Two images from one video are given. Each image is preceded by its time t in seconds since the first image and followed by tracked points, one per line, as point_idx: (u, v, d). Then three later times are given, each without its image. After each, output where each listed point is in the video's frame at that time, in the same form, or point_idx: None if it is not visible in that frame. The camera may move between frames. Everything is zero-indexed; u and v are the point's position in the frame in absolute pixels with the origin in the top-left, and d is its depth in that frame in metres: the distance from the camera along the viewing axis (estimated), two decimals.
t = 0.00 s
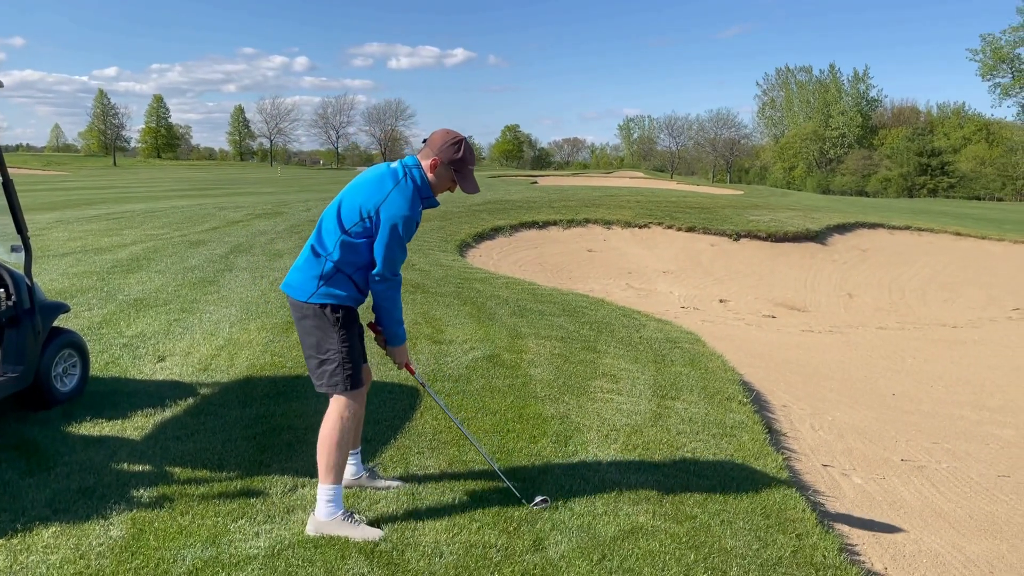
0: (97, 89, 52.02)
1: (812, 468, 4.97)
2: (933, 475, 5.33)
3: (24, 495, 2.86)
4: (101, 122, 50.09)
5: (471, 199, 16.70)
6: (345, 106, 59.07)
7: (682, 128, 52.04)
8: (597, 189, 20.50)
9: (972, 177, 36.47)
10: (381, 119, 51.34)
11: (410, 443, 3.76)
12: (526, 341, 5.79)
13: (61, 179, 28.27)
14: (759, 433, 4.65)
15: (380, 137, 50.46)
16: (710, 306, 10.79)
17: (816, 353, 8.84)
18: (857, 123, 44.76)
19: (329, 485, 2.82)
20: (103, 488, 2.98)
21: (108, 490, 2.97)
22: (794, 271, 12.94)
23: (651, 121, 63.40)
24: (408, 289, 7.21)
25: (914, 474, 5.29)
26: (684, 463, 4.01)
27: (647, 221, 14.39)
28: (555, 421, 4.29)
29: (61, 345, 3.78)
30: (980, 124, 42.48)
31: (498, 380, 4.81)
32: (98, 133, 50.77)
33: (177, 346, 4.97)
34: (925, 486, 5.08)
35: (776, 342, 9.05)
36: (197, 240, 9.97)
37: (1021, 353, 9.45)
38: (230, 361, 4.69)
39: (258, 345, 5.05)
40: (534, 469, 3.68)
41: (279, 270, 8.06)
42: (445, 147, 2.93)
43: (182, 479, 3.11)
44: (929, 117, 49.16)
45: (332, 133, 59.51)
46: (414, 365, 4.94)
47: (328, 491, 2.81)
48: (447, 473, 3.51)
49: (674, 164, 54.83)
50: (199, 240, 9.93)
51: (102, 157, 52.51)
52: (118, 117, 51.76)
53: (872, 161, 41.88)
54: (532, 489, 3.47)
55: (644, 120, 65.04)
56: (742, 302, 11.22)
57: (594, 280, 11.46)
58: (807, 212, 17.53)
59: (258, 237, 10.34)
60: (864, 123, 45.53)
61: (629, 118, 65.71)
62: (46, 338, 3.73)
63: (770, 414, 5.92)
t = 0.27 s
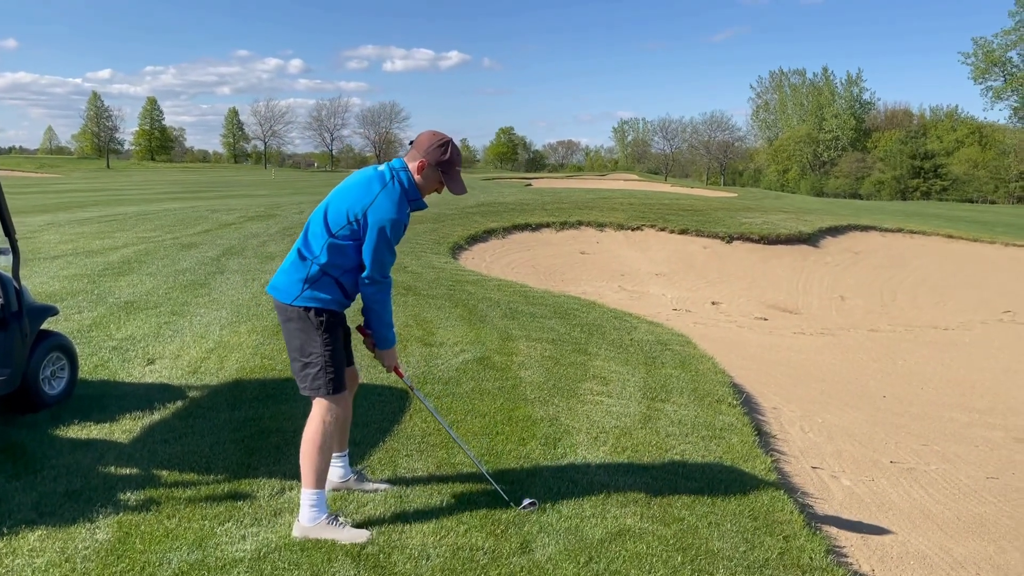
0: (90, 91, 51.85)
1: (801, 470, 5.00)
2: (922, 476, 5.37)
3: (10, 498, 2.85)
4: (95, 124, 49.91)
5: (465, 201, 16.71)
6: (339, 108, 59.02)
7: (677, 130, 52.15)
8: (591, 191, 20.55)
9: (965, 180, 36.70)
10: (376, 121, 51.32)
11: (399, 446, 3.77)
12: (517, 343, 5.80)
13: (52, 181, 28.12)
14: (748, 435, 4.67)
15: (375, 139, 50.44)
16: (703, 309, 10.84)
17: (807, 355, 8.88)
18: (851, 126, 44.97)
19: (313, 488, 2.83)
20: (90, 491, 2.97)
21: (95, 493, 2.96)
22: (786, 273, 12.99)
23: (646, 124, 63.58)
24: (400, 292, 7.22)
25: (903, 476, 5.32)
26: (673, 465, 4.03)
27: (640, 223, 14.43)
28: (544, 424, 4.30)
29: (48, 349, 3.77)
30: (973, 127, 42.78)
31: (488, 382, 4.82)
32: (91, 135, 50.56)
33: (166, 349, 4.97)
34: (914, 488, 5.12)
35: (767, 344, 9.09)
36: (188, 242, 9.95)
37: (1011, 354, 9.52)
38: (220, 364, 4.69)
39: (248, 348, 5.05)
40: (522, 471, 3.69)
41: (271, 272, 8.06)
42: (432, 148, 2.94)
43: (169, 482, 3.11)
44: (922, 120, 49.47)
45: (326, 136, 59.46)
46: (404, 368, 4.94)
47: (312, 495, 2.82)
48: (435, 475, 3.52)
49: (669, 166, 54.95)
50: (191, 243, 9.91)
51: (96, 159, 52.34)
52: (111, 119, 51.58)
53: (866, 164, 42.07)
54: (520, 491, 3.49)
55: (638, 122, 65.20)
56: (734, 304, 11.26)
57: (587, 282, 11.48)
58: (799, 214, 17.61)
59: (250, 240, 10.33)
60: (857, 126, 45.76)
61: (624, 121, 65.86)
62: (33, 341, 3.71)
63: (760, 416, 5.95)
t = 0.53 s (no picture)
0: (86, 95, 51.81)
1: (792, 473, 5.01)
2: (913, 479, 5.38)
3: None
4: (91, 128, 49.81)
5: (460, 205, 16.73)
6: (336, 111, 59.04)
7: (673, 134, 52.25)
8: (586, 194, 20.58)
9: (960, 183, 36.84)
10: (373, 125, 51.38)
11: (389, 449, 3.78)
12: (509, 346, 5.81)
13: (46, 184, 28.07)
14: (739, 438, 4.69)
15: (371, 142, 50.46)
16: (696, 312, 10.86)
17: (801, 358, 8.90)
18: (846, 129, 45.14)
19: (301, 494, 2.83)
20: (78, 496, 2.97)
21: (83, 497, 2.96)
22: (781, 276, 13.03)
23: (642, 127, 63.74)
24: (393, 295, 7.22)
25: (895, 478, 5.34)
26: (664, 468, 4.04)
27: (634, 227, 14.46)
28: (535, 427, 4.31)
29: (38, 353, 3.77)
30: (967, 131, 42.97)
31: (480, 386, 4.83)
32: (87, 138, 50.50)
33: (158, 352, 4.97)
34: (905, 490, 5.13)
35: (761, 347, 9.11)
36: (182, 246, 9.95)
37: (1004, 357, 9.56)
38: (211, 368, 4.69)
39: (240, 352, 5.05)
40: (512, 475, 3.70)
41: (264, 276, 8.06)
42: (418, 147, 2.93)
43: (158, 486, 3.11)
44: (917, 123, 49.67)
45: (322, 139, 59.44)
46: (396, 371, 4.95)
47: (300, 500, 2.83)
48: (425, 479, 3.53)
49: (665, 169, 55.06)
50: (185, 247, 9.91)
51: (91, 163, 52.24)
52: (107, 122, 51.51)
53: (861, 167, 42.20)
54: (510, 495, 3.49)
55: (634, 126, 65.33)
56: (728, 307, 11.29)
57: (581, 285, 11.50)
58: (794, 217, 17.66)
59: (244, 244, 10.33)
60: (852, 129, 45.93)
61: (620, 124, 66.00)
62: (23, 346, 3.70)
63: (751, 419, 5.97)
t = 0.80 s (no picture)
0: (84, 99, 51.82)
1: (787, 474, 5.02)
2: (909, 481, 5.39)
3: None
4: (88, 132, 49.81)
5: (457, 208, 16.74)
6: (334, 115, 59.06)
7: (670, 137, 52.32)
8: (583, 197, 20.60)
9: (958, 185, 36.93)
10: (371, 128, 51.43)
11: (383, 451, 3.78)
12: (505, 348, 5.82)
13: (42, 188, 28.05)
14: (734, 440, 4.69)
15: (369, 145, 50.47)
16: (693, 314, 10.87)
17: (797, 360, 8.91)
18: (844, 132, 45.22)
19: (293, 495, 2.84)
20: (70, 498, 2.98)
21: (76, 499, 2.97)
22: (778, 278, 13.05)
23: (640, 131, 63.85)
24: (388, 298, 7.23)
25: (891, 480, 5.34)
26: (657, 469, 4.05)
27: (631, 229, 14.48)
28: (529, 429, 4.31)
29: (31, 356, 3.77)
30: (965, 133, 43.09)
31: (475, 387, 4.83)
32: (85, 142, 50.50)
33: (152, 355, 4.97)
34: (901, 492, 5.14)
35: (757, 349, 9.12)
36: (179, 249, 9.95)
37: (1000, 359, 9.58)
38: (206, 370, 4.69)
39: (234, 354, 5.06)
40: (505, 476, 3.70)
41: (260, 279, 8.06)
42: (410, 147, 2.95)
43: (151, 488, 3.11)
44: (915, 126, 49.80)
45: (320, 142, 59.47)
46: (391, 373, 4.96)
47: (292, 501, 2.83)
48: (419, 481, 3.53)
49: (662, 172, 55.13)
50: (181, 250, 9.91)
51: (89, 167, 52.25)
52: (105, 126, 51.51)
53: (859, 169, 42.27)
54: (504, 497, 3.50)
55: (632, 129, 65.43)
56: (724, 310, 11.30)
57: (578, 288, 11.51)
58: (791, 220, 17.69)
59: (241, 247, 10.33)
60: (850, 132, 46.03)
61: (618, 127, 66.10)
62: (16, 348, 3.71)
63: (747, 421, 5.98)
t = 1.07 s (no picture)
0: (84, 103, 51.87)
1: (786, 476, 5.02)
2: (907, 482, 5.39)
3: None
4: (87, 136, 49.83)
5: (456, 210, 16.75)
6: (333, 118, 59.11)
7: (669, 139, 52.38)
8: (582, 199, 20.63)
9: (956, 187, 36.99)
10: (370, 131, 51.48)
11: (381, 455, 3.78)
12: (503, 351, 5.82)
13: (42, 192, 28.03)
14: (732, 442, 4.69)
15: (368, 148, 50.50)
16: (692, 316, 10.88)
17: (796, 362, 8.92)
18: (842, 134, 45.31)
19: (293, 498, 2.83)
20: (68, 501, 2.97)
21: (73, 503, 2.96)
22: (776, 280, 13.06)
23: (639, 134, 63.92)
24: (387, 300, 7.24)
25: (889, 482, 5.34)
26: (656, 471, 4.05)
27: (630, 231, 14.50)
28: (527, 431, 4.31)
29: (29, 359, 3.77)
30: (963, 135, 43.17)
31: (473, 390, 4.83)
32: (84, 145, 50.50)
33: (151, 358, 4.97)
34: (900, 494, 5.14)
35: (756, 352, 9.12)
36: (178, 252, 9.95)
37: (998, 361, 9.59)
38: (204, 373, 4.69)
39: (233, 357, 5.06)
40: (504, 479, 3.71)
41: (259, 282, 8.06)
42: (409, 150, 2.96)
43: (149, 491, 3.11)
44: (913, 129, 49.88)
45: (319, 146, 59.53)
46: (389, 376, 4.96)
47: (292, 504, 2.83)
48: (417, 484, 3.53)
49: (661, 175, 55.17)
50: (180, 253, 9.91)
51: (89, 170, 52.29)
52: (104, 129, 51.53)
53: (857, 172, 42.33)
54: (502, 499, 3.50)
55: (631, 132, 65.51)
56: (723, 312, 11.31)
57: (577, 290, 11.53)
58: (790, 222, 17.72)
59: (240, 250, 10.34)
60: (848, 134, 46.09)
61: (617, 130, 66.17)
62: (14, 352, 3.71)
63: (745, 423, 5.98)
